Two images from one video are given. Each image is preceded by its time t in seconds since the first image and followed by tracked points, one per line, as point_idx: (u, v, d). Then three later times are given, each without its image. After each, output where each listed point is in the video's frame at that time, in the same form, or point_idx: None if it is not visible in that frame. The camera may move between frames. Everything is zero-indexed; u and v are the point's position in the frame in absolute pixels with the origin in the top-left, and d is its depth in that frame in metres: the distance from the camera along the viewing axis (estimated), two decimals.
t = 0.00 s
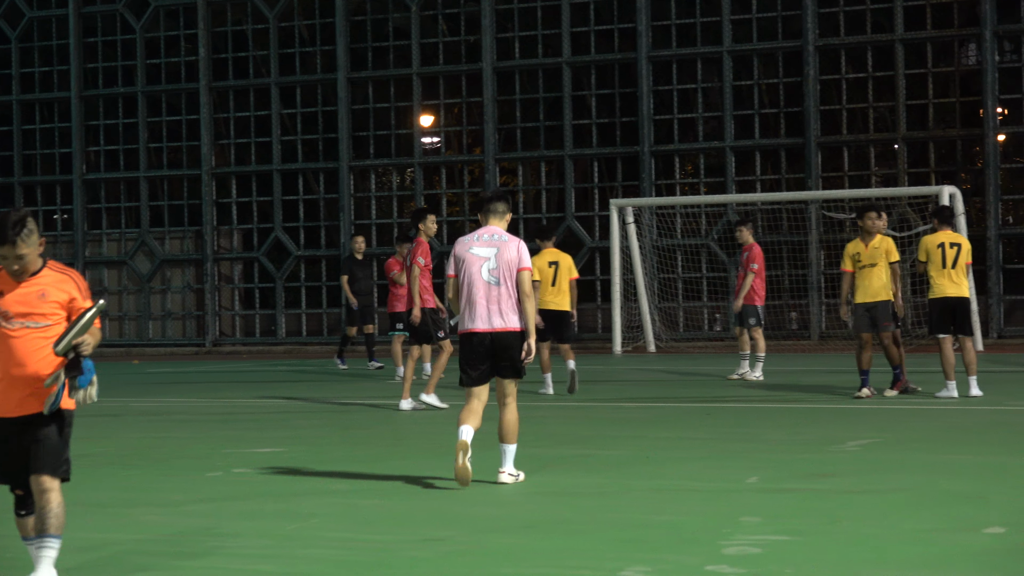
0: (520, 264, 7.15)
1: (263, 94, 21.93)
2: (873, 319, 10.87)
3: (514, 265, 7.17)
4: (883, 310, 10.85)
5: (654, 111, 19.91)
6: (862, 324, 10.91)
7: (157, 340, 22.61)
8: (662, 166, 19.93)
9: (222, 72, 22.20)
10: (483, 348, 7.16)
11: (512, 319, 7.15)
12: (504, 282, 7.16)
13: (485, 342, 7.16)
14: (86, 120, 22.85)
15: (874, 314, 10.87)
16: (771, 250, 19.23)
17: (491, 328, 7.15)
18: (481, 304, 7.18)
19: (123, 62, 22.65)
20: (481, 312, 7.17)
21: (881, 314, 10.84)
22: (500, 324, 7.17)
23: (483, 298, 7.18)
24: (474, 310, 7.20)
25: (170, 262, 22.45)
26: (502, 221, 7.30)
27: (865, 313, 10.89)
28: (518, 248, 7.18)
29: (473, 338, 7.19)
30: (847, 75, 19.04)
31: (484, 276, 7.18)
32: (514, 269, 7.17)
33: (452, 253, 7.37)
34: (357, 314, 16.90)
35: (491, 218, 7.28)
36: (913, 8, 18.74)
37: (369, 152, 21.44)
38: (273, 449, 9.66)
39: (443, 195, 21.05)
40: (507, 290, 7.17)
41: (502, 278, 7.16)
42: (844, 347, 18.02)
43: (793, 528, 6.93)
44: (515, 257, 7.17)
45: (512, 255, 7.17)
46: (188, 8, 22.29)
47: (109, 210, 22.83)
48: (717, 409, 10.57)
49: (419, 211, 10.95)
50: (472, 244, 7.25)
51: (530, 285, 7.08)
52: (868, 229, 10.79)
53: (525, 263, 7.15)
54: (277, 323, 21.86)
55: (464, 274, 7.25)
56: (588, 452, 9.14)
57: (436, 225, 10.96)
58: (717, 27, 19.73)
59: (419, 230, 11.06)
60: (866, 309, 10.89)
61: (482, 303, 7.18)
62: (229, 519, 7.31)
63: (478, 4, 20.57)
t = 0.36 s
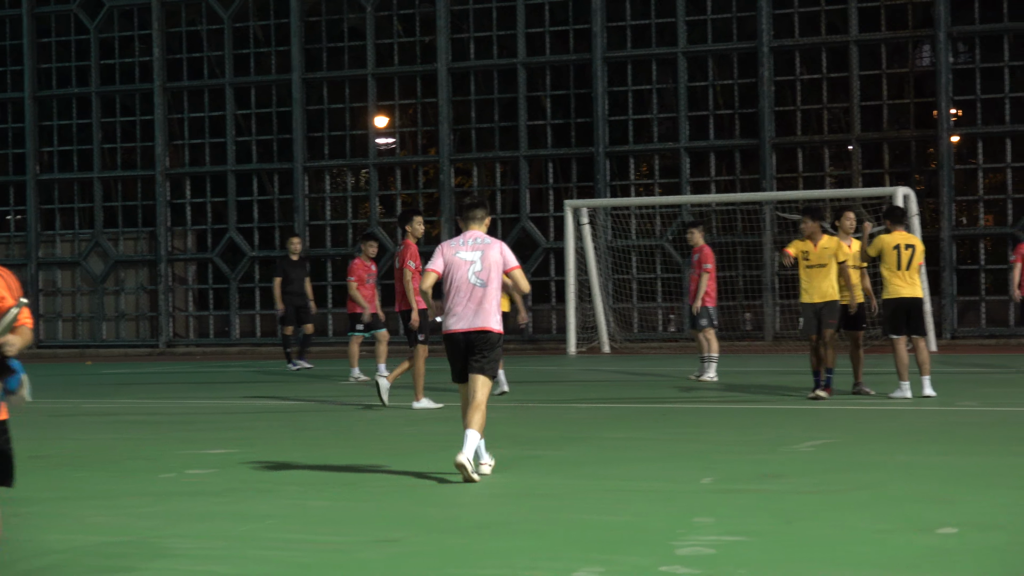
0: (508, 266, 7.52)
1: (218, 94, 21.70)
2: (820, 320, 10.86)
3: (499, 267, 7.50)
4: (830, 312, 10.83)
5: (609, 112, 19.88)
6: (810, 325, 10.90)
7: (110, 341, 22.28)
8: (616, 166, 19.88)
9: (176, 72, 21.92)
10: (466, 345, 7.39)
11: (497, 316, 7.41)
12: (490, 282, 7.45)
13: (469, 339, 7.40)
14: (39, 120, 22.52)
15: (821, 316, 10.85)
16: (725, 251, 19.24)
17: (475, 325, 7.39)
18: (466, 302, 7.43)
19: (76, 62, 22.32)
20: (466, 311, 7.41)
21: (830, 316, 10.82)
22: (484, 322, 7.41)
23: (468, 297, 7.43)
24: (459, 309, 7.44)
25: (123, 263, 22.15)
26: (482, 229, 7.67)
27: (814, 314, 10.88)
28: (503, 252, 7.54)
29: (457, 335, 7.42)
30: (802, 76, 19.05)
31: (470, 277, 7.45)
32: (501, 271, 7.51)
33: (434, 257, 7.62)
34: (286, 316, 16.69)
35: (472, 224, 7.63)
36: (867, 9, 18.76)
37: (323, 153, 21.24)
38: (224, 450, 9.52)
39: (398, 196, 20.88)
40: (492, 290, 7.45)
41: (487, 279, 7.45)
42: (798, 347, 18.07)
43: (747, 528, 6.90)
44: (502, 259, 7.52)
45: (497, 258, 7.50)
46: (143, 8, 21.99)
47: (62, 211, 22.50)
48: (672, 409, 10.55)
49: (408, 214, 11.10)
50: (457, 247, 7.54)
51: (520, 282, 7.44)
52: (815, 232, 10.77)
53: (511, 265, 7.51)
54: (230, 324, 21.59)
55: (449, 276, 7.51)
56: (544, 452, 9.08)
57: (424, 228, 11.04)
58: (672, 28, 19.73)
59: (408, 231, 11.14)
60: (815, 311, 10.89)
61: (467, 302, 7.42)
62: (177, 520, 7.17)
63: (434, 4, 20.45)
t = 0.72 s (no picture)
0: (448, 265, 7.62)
1: (136, 96, 21.26)
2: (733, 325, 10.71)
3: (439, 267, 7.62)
4: (744, 317, 10.70)
5: (530, 115, 19.65)
6: (723, 330, 10.74)
7: (29, 345, 21.71)
8: (536, 170, 19.60)
9: (95, 73, 21.45)
10: (410, 345, 7.55)
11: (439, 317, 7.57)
12: (430, 283, 7.58)
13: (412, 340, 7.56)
14: None
15: (735, 320, 10.71)
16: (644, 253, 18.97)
17: (419, 327, 7.55)
18: (408, 304, 7.57)
19: None
20: (409, 311, 7.55)
21: (745, 321, 10.68)
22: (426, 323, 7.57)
23: (410, 299, 7.57)
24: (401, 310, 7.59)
25: (41, 266, 21.62)
26: (425, 226, 7.76)
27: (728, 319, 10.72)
28: (443, 251, 7.63)
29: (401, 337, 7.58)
30: (721, 79, 18.84)
31: (410, 279, 7.57)
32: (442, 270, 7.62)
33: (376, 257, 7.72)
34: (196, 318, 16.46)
35: (415, 223, 7.72)
36: (787, 12, 18.63)
37: (243, 155, 20.82)
38: (142, 453, 9.27)
39: (317, 198, 20.48)
40: (433, 291, 7.59)
41: (428, 280, 7.57)
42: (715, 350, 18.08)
43: (669, 530, 6.85)
44: (441, 259, 7.62)
45: (437, 258, 7.61)
46: (61, 10, 21.55)
47: None
48: (597, 411, 10.48)
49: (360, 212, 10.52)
50: (397, 249, 7.64)
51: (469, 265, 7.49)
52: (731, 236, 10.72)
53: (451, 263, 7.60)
54: (149, 327, 21.09)
55: (391, 277, 7.62)
56: (467, 455, 8.95)
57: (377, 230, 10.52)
58: (593, 31, 19.56)
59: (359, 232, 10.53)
60: (730, 316, 10.74)
61: (409, 304, 7.56)
62: (87, 526, 6.93)
63: (355, 6, 20.23)
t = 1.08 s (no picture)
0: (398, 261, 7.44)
1: (49, 93, 20.85)
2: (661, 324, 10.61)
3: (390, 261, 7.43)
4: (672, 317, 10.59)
5: (454, 112, 19.34)
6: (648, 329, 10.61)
7: None
8: (461, 168, 19.33)
9: (6, 69, 20.99)
10: (360, 340, 7.38)
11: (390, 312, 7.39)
12: (381, 278, 7.39)
13: (363, 335, 7.38)
14: None
15: (662, 320, 10.61)
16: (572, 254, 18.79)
17: (370, 322, 7.36)
18: (359, 299, 7.38)
19: None
20: (360, 307, 7.38)
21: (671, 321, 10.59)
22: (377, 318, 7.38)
23: (361, 294, 7.39)
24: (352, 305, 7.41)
25: None
26: (370, 223, 7.68)
27: (654, 318, 10.61)
28: (394, 247, 7.44)
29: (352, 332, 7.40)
30: (651, 76, 18.65)
31: (361, 274, 7.38)
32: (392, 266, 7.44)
33: (325, 253, 7.53)
34: (98, 321, 16.32)
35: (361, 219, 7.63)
36: (717, 8, 18.36)
37: (160, 153, 20.49)
38: (54, 461, 8.88)
39: (235, 198, 20.19)
40: (385, 286, 7.42)
41: (378, 275, 7.39)
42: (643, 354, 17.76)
43: (590, 537, 6.57)
44: (392, 253, 7.43)
45: (388, 252, 7.42)
46: None
47: None
48: (526, 418, 10.20)
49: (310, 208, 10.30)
50: (346, 243, 7.44)
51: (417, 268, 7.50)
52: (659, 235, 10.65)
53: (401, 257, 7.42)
54: (62, 330, 20.68)
55: (340, 273, 7.43)
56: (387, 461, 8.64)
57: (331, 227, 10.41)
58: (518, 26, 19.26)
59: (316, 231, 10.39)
60: (657, 315, 10.62)
61: (359, 299, 7.39)
62: None
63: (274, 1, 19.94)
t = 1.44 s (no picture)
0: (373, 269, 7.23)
1: None
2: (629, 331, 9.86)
3: (365, 270, 7.21)
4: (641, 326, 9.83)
5: (415, 97, 18.52)
6: (618, 337, 9.85)
7: None
8: (425, 158, 18.54)
9: None
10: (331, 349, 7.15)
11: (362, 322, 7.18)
12: (355, 286, 7.17)
13: (333, 342, 7.13)
14: None
15: (632, 328, 9.86)
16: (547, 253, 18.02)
17: (341, 329, 7.13)
18: (331, 306, 7.14)
19: None
20: (332, 314, 7.14)
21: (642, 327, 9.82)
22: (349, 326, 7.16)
23: (333, 302, 7.14)
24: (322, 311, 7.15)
25: None
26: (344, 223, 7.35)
27: (622, 326, 9.86)
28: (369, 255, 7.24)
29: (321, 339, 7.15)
30: (631, 57, 17.89)
31: (334, 281, 7.14)
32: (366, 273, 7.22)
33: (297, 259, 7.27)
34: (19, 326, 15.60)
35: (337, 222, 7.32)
36: None
37: (92, 143, 19.51)
38: None
39: (175, 191, 19.27)
40: (358, 294, 7.19)
41: (353, 283, 7.16)
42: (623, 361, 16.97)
43: (565, 554, 5.82)
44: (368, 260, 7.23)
45: (363, 260, 7.20)
46: None
47: None
48: (497, 436, 9.43)
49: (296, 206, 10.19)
50: (321, 247, 7.19)
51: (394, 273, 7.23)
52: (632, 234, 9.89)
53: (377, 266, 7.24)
54: None
55: (312, 277, 7.18)
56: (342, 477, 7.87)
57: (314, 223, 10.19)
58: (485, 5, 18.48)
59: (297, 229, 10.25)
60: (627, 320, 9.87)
61: (332, 307, 7.14)
62: None
63: None
